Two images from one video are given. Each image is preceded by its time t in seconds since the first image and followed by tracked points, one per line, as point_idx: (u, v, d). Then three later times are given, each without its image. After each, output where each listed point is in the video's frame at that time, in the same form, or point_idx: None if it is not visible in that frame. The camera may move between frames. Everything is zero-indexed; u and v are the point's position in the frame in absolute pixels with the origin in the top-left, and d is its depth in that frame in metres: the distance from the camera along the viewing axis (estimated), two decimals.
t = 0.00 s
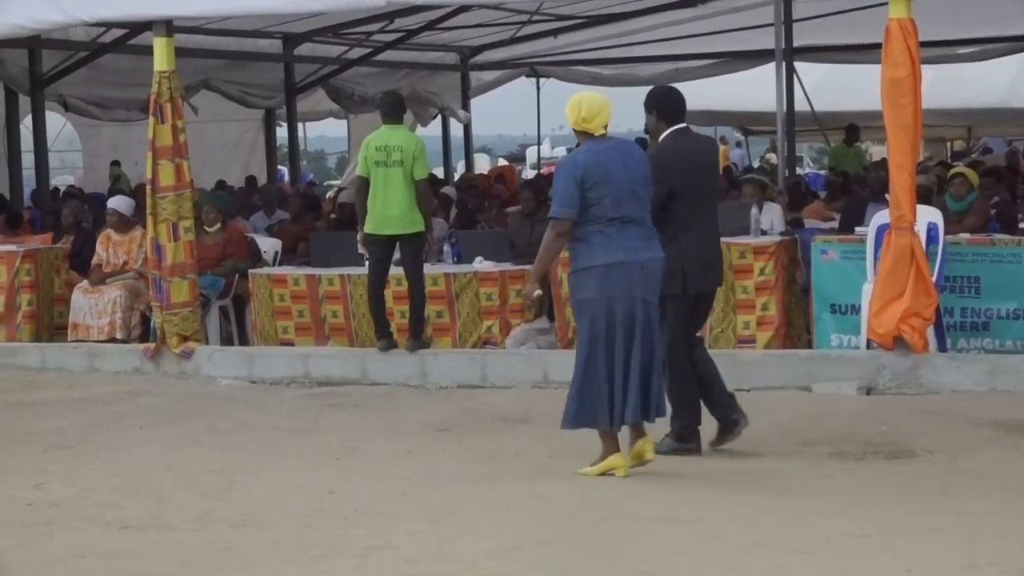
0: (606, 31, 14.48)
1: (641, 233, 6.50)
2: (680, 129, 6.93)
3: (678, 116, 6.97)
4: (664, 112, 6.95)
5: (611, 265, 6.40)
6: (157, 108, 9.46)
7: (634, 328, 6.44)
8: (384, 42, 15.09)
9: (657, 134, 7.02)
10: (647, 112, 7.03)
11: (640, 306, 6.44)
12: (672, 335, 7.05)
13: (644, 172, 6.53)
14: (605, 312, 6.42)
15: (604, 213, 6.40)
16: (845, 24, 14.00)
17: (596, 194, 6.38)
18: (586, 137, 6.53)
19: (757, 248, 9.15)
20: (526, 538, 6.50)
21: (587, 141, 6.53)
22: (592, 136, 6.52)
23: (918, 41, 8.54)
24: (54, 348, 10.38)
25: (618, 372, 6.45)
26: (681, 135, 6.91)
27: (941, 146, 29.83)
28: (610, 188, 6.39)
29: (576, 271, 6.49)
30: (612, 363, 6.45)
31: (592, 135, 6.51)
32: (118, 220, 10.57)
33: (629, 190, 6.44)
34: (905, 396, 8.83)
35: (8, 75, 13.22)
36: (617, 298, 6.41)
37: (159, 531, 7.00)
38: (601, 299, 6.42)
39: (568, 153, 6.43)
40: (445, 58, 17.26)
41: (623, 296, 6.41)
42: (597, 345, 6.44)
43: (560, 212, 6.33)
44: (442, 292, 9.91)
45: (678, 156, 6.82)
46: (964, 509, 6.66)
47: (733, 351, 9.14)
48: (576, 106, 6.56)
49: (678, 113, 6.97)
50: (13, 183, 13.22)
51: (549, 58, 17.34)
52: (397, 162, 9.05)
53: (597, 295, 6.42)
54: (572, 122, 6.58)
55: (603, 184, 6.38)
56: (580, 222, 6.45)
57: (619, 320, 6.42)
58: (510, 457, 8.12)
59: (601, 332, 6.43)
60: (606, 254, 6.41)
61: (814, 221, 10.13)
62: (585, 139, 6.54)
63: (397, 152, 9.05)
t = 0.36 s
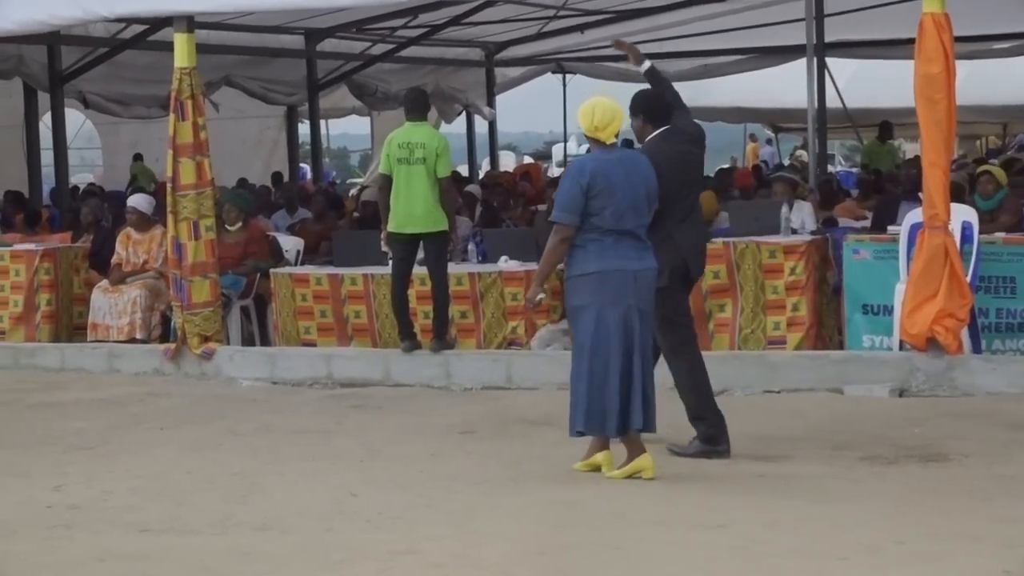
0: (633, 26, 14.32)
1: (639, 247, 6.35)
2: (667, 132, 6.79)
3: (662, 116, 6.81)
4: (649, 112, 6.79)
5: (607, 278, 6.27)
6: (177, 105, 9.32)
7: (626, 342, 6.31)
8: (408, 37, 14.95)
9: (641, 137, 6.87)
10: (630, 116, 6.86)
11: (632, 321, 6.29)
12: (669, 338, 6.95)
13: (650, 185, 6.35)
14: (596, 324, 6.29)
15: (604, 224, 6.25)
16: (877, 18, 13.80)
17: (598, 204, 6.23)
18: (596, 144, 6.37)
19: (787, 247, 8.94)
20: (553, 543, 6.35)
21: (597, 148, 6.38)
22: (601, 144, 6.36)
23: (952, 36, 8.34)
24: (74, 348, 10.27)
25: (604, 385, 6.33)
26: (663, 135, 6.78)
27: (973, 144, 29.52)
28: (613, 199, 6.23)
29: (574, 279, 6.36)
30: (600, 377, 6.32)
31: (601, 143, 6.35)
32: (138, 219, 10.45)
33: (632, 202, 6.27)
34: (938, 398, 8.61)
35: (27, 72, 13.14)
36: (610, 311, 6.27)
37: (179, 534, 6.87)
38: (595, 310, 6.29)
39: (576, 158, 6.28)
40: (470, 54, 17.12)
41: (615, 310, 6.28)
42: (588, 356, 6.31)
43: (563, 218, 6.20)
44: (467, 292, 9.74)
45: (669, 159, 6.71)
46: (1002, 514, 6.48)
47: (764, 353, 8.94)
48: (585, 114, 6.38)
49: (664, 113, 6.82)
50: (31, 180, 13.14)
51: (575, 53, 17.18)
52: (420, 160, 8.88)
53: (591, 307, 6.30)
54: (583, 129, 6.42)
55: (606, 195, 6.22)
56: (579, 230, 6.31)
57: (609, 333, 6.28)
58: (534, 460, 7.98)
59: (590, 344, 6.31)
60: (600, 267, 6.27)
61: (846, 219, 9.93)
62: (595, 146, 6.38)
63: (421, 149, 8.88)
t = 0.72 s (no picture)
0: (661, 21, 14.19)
1: (642, 241, 6.45)
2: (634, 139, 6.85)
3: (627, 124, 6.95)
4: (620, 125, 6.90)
5: (614, 270, 6.35)
6: (199, 101, 9.18)
7: (634, 336, 6.41)
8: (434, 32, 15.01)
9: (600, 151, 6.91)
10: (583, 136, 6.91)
11: (639, 314, 6.39)
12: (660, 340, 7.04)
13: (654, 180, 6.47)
14: (604, 318, 6.38)
15: (613, 217, 6.34)
16: (911, 11, 13.60)
17: (609, 196, 6.32)
18: (606, 139, 6.46)
19: (820, 246, 8.73)
20: (580, 547, 6.19)
21: (607, 143, 6.47)
22: (612, 138, 6.46)
23: (990, 31, 8.14)
24: (95, 348, 10.16)
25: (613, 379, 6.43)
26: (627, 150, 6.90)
27: (1006, 144, 29.20)
28: (624, 192, 6.33)
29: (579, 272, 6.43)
30: (608, 370, 6.42)
31: (612, 138, 6.45)
32: (159, 217, 10.33)
33: (639, 197, 6.39)
34: (975, 401, 8.36)
35: (48, 69, 13.02)
36: (617, 303, 6.37)
37: (200, 537, 6.74)
38: (602, 303, 6.37)
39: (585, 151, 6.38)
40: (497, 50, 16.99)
41: (622, 304, 6.37)
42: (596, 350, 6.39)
43: (576, 209, 6.27)
44: (493, 293, 9.54)
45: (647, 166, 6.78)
46: None
47: (797, 354, 8.74)
48: (593, 110, 6.47)
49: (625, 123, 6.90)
50: (52, 179, 13.04)
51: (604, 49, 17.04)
52: (447, 158, 8.70)
53: (599, 300, 6.38)
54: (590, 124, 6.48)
55: (616, 189, 6.32)
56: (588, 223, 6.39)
57: (618, 327, 6.37)
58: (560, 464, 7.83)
59: (598, 338, 6.40)
60: (608, 261, 6.37)
61: (881, 219, 9.71)
62: (603, 140, 6.47)
63: (447, 147, 8.69)
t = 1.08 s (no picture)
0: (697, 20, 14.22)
1: (633, 245, 6.44)
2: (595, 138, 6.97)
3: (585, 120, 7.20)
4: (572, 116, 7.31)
5: (609, 277, 6.35)
6: (233, 100, 9.16)
7: (634, 339, 6.41)
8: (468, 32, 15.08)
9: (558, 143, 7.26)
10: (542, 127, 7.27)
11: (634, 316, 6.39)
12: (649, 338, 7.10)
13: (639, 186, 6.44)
14: (600, 322, 6.38)
15: (604, 225, 6.34)
16: (949, 8, 13.48)
17: (598, 205, 6.31)
18: (589, 148, 6.42)
19: (858, 246, 8.62)
20: (615, 549, 6.11)
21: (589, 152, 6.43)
22: (595, 148, 6.43)
23: None
24: (128, 348, 10.15)
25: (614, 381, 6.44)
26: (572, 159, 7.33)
27: None
28: (611, 199, 6.33)
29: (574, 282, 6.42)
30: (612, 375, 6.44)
31: (594, 147, 6.42)
32: (194, 216, 10.32)
33: (627, 202, 6.38)
34: (1016, 403, 8.22)
35: (82, 68, 13.00)
36: (615, 309, 6.37)
37: (234, 538, 6.70)
38: (600, 310, 6.38)
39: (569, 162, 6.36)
40: (531, 50, 16.98)
41: (616, 308, 6.37)
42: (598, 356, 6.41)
43: (571, 222, 6.26)
44: (528, 293, 9.48)
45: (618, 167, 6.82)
46: None
47: (835, 355, 8.63)
48: (577, 118, 6.42)
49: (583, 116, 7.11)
50: (87, 177, 13.05)
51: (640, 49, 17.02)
52: (482, 158, 8.60)
53: (596, 306, 6.38)
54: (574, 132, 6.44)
55: (604, 197, 6.32)
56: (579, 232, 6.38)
57: (614, 331, 6.38)
58: (595, 467, 7.76)
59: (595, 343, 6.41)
60: (599, 267, 6.36)
61: (919, 219, 9.61)
62: (585, 149, 6.43)
63: (482, 147, 8.60)
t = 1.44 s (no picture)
0: (764, 20, 14.41)
1: (634, 245, 6.56)
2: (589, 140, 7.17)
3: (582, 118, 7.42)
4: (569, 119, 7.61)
5: (612, 275, 6.47)
6: (285, 106, 9.15)
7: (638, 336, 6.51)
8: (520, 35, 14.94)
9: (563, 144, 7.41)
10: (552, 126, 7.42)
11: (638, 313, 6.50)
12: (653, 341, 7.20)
13: (638, 188, 6.60)
14: (604, 320, 6.49)
15: (603, 224, 6.48)
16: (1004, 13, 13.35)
17: (597, 204, 6.46)
18: (588, 148, 6.60)
19: (914, 253, 8.51)
20: (669, 558, 6.04)
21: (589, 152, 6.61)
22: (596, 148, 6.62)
23: None
24: (181, 353, 10.17)
25: (621, 378, 6.51)
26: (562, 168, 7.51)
27: None
28: (610, 199, 6.48)
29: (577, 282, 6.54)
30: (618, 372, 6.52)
31: (595, 147, 6.60)
32: (245, 221, 10.32)
33: (626, 202, 6.53)
34: None
35: (135, 74, 13.11)
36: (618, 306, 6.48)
37: (286, 544, 6.66)
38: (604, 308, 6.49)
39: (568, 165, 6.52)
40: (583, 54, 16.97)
41: (620, 306, 6.48)
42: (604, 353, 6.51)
43: (566, 222, 6.39)
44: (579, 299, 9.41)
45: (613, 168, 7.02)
46: None
47: (890, 363, 8.52)
48: (577, 119, 6.60)
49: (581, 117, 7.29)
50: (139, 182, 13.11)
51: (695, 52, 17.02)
52: (533, 164, 8.53)
53: (600, 304, 6.49)
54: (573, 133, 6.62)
55: (603, 196, 6.47)
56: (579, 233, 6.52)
57: (619, 327, 6.48)
58: (650, 475, 7.69)
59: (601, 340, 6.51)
60: (602, 265, 6.48)
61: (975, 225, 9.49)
62: (585, 150, 6.62)
63: (533, 153, 8.51)
